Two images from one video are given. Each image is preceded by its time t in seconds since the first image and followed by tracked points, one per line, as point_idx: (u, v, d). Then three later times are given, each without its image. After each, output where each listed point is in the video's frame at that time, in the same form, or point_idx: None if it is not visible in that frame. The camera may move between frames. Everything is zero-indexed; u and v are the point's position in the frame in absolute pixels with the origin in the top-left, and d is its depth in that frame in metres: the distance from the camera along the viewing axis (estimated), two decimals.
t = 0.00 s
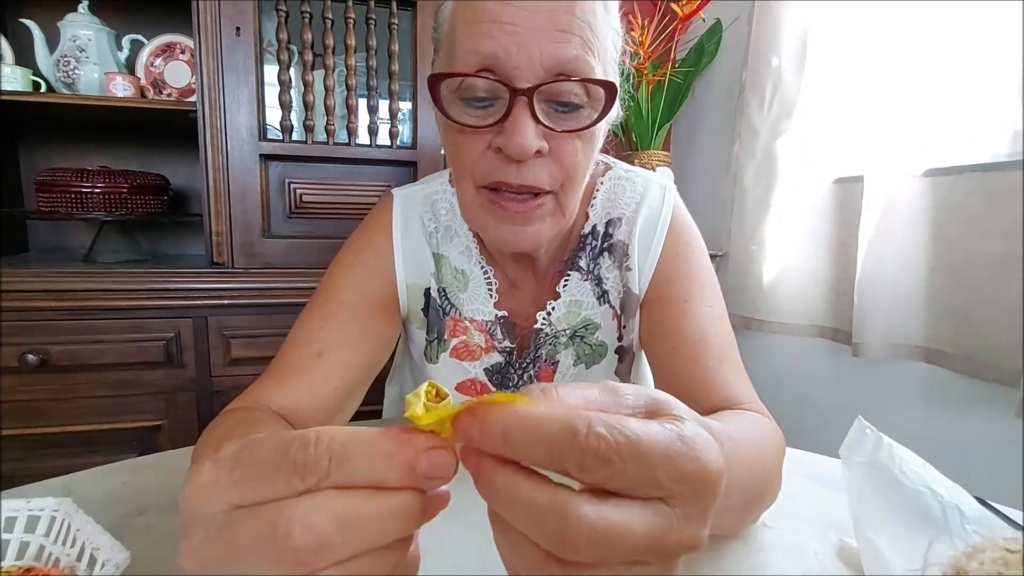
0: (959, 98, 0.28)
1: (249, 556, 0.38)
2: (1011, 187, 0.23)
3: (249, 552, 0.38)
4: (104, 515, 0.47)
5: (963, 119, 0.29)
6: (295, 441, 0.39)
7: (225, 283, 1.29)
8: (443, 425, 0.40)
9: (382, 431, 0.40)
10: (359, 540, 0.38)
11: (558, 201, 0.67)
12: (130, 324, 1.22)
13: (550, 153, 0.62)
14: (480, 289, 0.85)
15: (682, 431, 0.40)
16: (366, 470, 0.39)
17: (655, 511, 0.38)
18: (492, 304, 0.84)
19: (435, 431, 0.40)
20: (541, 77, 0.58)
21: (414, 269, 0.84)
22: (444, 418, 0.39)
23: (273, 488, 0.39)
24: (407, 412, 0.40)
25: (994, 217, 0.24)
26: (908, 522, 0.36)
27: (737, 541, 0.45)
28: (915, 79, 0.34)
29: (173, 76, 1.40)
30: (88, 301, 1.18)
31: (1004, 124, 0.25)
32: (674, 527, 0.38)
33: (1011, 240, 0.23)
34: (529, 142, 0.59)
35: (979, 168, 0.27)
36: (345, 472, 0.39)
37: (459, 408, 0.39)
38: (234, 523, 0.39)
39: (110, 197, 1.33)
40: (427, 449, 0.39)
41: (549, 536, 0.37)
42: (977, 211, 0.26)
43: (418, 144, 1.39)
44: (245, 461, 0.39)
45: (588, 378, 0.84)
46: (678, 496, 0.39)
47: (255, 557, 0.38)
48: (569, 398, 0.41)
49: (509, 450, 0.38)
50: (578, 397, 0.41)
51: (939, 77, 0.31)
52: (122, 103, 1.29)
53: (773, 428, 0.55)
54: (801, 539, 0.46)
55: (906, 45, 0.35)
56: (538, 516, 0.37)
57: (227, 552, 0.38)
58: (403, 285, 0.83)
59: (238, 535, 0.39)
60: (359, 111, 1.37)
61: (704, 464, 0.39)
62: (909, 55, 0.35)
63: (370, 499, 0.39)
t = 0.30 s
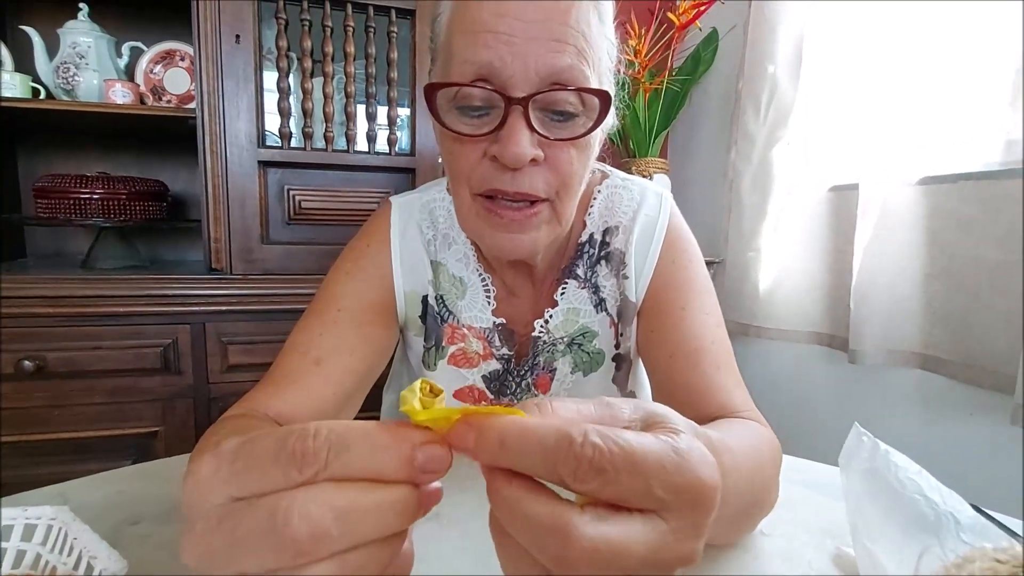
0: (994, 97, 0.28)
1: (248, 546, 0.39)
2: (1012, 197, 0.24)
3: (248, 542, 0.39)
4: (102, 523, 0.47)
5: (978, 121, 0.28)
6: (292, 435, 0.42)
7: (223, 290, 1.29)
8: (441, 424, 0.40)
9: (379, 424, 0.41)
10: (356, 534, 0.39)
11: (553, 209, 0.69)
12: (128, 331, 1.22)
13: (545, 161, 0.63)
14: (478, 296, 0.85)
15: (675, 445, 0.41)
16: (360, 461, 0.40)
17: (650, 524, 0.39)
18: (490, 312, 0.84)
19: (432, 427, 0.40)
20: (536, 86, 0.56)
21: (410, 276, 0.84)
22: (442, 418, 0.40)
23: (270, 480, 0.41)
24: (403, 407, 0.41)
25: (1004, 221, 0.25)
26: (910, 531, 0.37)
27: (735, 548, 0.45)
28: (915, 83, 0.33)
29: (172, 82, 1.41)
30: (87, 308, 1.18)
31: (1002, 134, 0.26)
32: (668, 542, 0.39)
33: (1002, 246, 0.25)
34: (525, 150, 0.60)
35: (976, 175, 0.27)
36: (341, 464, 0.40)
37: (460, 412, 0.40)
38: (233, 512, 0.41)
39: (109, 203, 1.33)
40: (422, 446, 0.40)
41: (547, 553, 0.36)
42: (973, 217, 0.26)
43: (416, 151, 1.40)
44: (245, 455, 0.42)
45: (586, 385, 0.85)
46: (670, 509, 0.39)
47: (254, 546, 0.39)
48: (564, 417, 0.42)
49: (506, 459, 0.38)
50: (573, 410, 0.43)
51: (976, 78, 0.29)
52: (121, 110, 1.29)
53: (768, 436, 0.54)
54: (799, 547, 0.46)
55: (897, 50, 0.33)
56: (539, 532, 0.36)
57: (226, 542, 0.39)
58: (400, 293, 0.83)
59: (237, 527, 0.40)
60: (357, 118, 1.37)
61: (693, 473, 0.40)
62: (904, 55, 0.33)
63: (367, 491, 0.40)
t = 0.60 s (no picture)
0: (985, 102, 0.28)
1: (292, 542, 0.39)
2: (1010, 202, 0.25)
3: (290, 538, 0.39)
4: (99, 529, 0.47)
5: (966, 126, 0.29)
6: (348, 439, 0.42)
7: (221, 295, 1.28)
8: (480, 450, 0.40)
9: (435, 447, 0.42)
10: (396, 542, 0.40)
11: (554, 216, 0.71)
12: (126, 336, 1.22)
13: (547, 168, 0.64)
14: (477, 302, 0.85)
15: (685, 460, 0.38)
16: (414, 475, 0.41)
17: (655, 546, 0.37)
18: (488, 317, 0.84)
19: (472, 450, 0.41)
20: (539, 94, 0.56)
21: (410, 282, 0.84)
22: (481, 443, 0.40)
23: (318, 481, 0.41)
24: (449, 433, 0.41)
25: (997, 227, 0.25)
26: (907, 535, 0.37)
27: (734, 553, 0.45)
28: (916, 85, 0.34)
29: (170, 87, 1.41)
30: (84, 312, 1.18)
31: (996, 140, 0.27)
32: (677, 558, 0.37)
33: (998, 251, 0.25)
34: (527, 157, 0.61)
35: (972, 180, 0.27)
36: (393, 474, 0.41)
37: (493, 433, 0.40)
38: (277, 507, 0.40)
39: (105, 207, 1.33)
40: (464, 472, 0.41)
41: None
42: (968, 223, 0.27)
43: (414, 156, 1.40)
44: (297, 454, 0.42)
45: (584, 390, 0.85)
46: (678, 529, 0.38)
47: (300, 542, 0.39)
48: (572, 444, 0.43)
49: (509, 480, 0.38)
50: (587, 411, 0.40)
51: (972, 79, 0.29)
52: (118, 115, 1.28)
53: (769, 437, 0.55)
54: (797, 552, 0.46)
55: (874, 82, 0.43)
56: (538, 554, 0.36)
57: (265, 537, 0.39)
58: (399, 299, 0.83)
59: (280, 520, 0.39)
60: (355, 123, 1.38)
61: (705, 489, 0.38)
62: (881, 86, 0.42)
63: (410, 505, 0.41)
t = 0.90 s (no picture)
0: (988, 113, 0.28)
1: (261, 530, 0.39)
2: (1004, 208, 0.25)
3: (260, 526, 0.39)
4: (95, 535, 0.47)
5: (966, 136, 0.30)
6: (315, 426, 0.42)
7: (218, 300, 1.28)
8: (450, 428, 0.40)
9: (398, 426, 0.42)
10: (368, 522, 0.39)
11: (550, 220, 0.70)
12: (122, 341, 1.21)
13: (542, 173, 0.65)
14: (473, 307, 0.85)
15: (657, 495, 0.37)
16: (383, 457, 0.41)
17: None
18: (485, 323, 0.84)
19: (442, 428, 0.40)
20: (534, 101, 0.57)
21: (407, 287, 0.84)
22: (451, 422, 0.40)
23: (284, 470, 0.41)
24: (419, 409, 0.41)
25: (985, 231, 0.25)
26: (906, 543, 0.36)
27: (733, 558, 0.45)
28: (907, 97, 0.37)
29: (168, 93, 1.41)
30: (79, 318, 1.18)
31: (992, 146, 0.27)
32: None
33: (993, 258, 0.25)
34: (523, 163, 0.61)
35: (965, 187, 0.28)
36: (360, 457, 0.41)
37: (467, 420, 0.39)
38: (248, 498, 0.41)
39: (103, 213, 1.33)
40: (434, 450, 0.41)
41: None
42: (962, 228, 0.27)
43: (412, 161, 1.40)
44: (265, 445, 0.43)
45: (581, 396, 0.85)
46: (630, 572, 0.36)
47: (266, 528, 0.39)
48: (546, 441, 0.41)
49: (477, 487, 0.36)
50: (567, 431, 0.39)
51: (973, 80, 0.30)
52: (116, 121, 1.29)
53: (764, 446, 0.56)
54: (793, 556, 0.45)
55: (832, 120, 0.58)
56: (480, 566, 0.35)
57: (233, 529, 0.40)
58: (396, 304, 0.83)
59: (248, 510, 0.40)
60: (353, 129, 1.39)
61: (672, 532, 0.36)
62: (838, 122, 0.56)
63: (380, 486, 0.40)
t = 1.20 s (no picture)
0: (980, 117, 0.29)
1: (241, 532, 0.40)
2: (996, 213, 0.26)
3: (238, 530, 0.40)
4: (92, 541, 0.47)
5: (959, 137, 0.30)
6: (291, 425, 0.42)
7: (216, 305, 1.29)
8: (437, 417, 0.41)
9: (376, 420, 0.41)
10: (345, 522, 0.39)
11: (547, 223, 0.70)
12: (119, 345, 1.21)
13: (540, 176, 0.65)
14: (472, 311, 0.85)
15: (651, 429, 0.41)
16: (358, 454, 0.41)
17: (629, 508, 0.39)
18: (484, 326, 0.84)
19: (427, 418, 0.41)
20: (532, 102, 0.59)
21: (406, 291, 0.84)
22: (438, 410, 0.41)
23: (262, 471, 0.41)
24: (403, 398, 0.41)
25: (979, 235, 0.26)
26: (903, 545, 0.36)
27: (731, 563, 0.45)
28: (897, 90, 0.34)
29: (166, 97, 1.41)
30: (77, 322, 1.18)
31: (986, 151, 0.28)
32: (649, 518, 0.39)
33: (988, 259, 0.25)
34: (520, 165, 0.61)
35: (961, 192, 0.28)
36: (336, 456, 0.40)
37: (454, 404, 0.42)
38: (229, 500, 0.41)
39: (101, 217, 1.34)
40: (416, 442, 0.41)
41: (528, 535, 0.38)
42: (958, 231, 0.27)
43: (411, 165, 1.40)
44: (245, 446, 0.42)
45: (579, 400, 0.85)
46: (648, 493, 0.40)
47: (244, 531, 0.40)
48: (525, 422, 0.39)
49: (489, 450, 0.39)
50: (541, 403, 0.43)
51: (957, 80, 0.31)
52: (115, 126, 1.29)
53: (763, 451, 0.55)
54: (790, 561, 0.45)
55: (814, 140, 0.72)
56: (522, 518, 0.38)
57: (216, 532, 0.40)
58: (395, 308, 0.83)
59: (229, 514, 0.41)
60: (352, 133, 1.39)
61: (671, 460, 0.41)
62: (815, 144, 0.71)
63: (357, 485, 0.40)
